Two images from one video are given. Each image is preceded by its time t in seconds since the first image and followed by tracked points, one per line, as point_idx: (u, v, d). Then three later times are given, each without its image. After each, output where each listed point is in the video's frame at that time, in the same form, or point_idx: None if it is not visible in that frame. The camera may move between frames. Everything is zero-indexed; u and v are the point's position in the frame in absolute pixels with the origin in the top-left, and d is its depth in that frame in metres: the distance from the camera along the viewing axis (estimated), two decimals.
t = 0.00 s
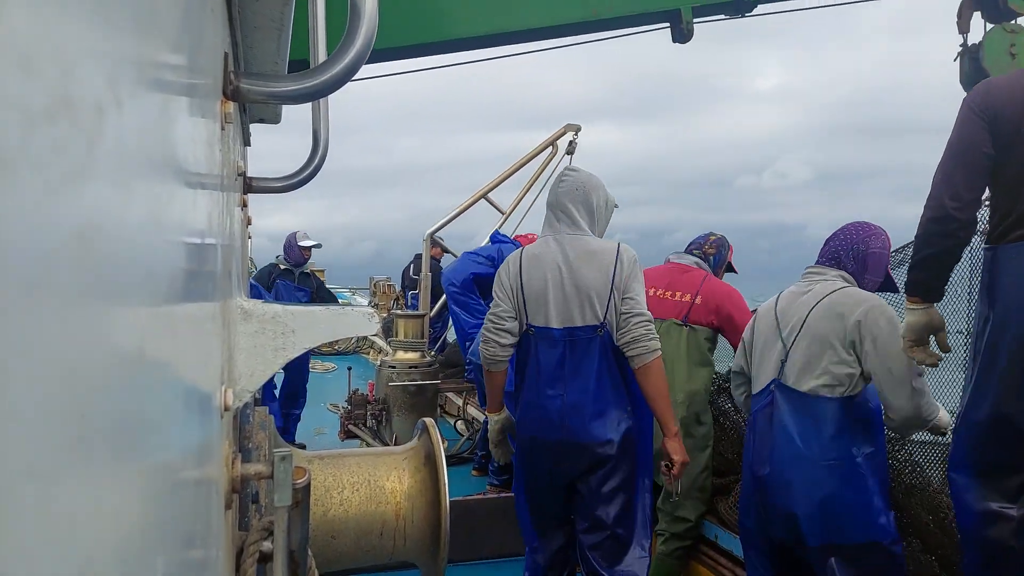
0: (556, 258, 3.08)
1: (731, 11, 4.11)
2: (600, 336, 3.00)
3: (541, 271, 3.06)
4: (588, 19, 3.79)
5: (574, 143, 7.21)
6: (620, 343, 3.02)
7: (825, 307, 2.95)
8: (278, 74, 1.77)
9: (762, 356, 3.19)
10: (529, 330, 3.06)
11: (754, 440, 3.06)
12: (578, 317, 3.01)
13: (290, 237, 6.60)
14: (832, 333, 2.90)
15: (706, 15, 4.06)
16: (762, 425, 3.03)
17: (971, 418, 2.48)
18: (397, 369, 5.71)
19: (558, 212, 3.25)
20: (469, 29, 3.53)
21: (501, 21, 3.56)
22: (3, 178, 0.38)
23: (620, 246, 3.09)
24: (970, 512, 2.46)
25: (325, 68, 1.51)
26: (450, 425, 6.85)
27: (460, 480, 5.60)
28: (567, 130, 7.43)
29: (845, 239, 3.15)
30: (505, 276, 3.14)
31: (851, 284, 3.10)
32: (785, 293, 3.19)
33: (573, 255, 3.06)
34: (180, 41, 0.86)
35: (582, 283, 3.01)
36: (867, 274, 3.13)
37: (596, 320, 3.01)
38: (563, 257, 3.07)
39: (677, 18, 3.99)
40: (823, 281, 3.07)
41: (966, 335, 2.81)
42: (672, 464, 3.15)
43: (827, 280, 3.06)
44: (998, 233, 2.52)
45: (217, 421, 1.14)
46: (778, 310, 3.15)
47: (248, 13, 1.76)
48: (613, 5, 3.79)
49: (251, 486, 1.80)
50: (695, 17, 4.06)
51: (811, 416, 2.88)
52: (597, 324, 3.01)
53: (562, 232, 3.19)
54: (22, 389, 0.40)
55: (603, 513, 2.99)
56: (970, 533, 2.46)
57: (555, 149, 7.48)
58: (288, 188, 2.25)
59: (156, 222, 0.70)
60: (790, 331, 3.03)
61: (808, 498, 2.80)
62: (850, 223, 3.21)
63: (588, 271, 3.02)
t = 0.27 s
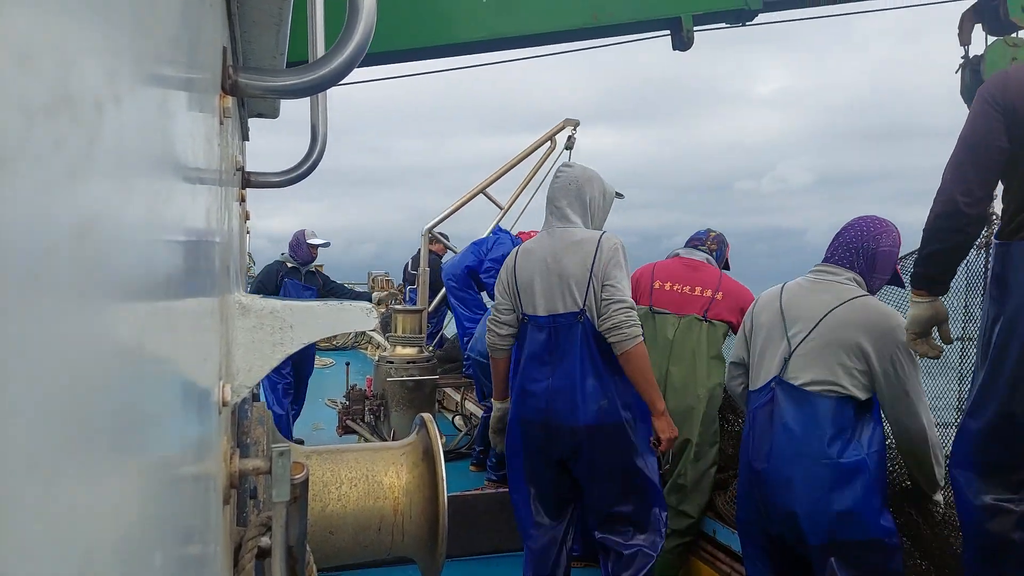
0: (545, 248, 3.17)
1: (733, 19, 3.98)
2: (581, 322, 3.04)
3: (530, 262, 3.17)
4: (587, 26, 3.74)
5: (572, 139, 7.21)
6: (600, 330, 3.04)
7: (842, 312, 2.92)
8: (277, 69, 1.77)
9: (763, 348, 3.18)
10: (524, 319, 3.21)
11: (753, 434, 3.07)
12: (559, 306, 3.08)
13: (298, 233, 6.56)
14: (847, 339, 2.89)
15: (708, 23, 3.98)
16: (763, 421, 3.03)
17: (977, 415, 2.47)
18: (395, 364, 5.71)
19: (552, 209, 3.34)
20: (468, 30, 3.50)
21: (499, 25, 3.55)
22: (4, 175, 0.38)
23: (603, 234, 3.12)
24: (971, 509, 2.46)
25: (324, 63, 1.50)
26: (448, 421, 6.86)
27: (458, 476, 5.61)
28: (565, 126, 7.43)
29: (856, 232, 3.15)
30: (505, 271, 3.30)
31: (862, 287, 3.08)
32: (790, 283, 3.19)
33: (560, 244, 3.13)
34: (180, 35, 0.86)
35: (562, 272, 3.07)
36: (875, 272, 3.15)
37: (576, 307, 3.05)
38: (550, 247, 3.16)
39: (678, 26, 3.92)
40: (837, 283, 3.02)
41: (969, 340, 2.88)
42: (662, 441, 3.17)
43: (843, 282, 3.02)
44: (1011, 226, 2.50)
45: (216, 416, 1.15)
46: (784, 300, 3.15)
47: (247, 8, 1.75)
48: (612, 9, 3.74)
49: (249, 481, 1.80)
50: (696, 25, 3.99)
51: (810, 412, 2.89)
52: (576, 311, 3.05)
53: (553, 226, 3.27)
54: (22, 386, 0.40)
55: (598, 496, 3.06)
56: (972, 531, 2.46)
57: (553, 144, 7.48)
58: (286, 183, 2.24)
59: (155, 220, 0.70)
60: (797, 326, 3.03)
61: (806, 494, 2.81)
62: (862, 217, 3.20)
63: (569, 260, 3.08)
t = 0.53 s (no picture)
0: (572, 249, 3.25)
1: (732, 32, 3.95)
2: (600, 324, 3.08)
3: (558, 262, 3.25)
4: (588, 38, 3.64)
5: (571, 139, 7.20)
6: (619, 331, 3.07)
7: (813, 305, 2.91)
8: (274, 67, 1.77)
9: (751, 348, 3.16)
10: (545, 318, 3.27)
11: (749, 432, 3.08)
12: (582, 307, 3.12)
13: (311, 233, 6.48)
14: (822, 332, 2.86)
15: (706, 36, 3.92)
16: (758, 419, 3.03)
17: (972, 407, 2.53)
18: (393, 363, 5.72)
19: (580, 211, 3.42)
20: (465, 37, 3.43)
21: (497, 32, 3.47)
22: (4, 173, 0.39)
23: (629, 237, 3.17)
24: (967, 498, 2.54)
25: (321, 62, 1.50)
26: (446, 420, 6.86)
27: (457, 474, 5.61)
28: (563, 124, 7.44)
29: (824, 219, 3.15)
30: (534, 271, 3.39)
31: (838, 277, 3.10)
32: (768, 283, 3.18)
33: (586, 245, 3.21)
34: (177, 33, 0.86)
35: (587, 274, 3.13)
36: (848, 259, 3.15)
37: (595, 309, 3.10)
38: (577, 248, 3.23)
39: (678, 38, 3.85)
40: (810, 277, 3.02)
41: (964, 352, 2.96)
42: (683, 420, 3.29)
43: (816, 275, 3.02)
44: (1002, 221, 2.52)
45: (215, 414, 1.15)
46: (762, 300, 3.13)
47: (245, 7, 1.75)
48: (611, 20, 3.66)
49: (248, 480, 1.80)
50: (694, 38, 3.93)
51: (805, 413, 2.88)
52: (597, 312, 3.09)
53: (581, 229, 3.35)
54: (23, 382, 0.40)
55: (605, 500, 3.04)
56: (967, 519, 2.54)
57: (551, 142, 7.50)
58: (284, 182, 2.24)
59: (151, 220, 0.70)
60: (779, 324, 3.01)
61: (803, 491, 2.82)
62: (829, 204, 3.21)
63: (594, 262, 3.13)
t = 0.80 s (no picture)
0: (622, 253, 3.33)
1: (732, 48, 3.87)
2: (653, 330, 3.16)
3: (608, 266, 3.33)
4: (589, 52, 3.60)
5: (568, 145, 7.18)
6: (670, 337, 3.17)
7: (805, 307, 2.91)
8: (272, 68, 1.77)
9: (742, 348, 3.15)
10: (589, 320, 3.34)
11: (747, 432, 3.07)
12: (635, 312, 3.21)
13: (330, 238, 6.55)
14: (815, 335, 2.86)
15: (707, 50, 3.87)
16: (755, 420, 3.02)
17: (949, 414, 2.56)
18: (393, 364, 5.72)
19: (633, 213, 3.50)
20: (458, 50, 3.42)
21: (489, 44, 3.45)
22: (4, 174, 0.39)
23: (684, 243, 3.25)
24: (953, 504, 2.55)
25: (320, 61, 1.50)
26: (445, 420, 6.87)
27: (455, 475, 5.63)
28: (562, 124, 7.45)
29: (808, 217, 3.15)
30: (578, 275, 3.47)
31: (827, 277, 3.09)
32: (755, 285, 3.18)
33: (637, 249, 3.29)
34: (176, 37, 0.86)
35: (643, 278, 3.21)
36: (832, 254, 3.16)
37: (648, 315, 3.18)
38: (627, 252, 3.31)
39: (678, 53, 3.80)
40: (797, 278, 3.01)
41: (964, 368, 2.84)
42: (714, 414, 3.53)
43: (804, 276, 3.01)
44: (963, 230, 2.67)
45: (214, 416, 1.16)
46: (751, 303, 3.12)
47: (243, 8, 1.76)
48: (613, 34, 3.60)
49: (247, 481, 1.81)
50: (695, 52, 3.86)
51: (801, 416, 2.88)
52: (650, 319, 3.17)
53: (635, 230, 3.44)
54: (22, 382, 0.41)
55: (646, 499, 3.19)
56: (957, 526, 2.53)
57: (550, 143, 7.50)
58: (282, 183, 2.24)
59: (152, 221, 0.70)
60: (769, 328, 3.00)
61: (801, 490, 2.82)
62: (812, 198, 3.21)
63: (650, 267, 3.22)
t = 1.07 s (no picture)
0: (660, 253, 3.48)
1: (732, 66, 3.86)
2: (683, 329, 3.35)
3: (646, 265, 3.48)
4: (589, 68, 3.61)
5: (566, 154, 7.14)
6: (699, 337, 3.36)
7: (826, 311, 2.92)
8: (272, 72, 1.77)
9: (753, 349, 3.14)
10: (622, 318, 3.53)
11: (754, 432, 3.06)
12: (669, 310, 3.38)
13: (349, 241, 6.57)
14: (836, 337, 2.87)
15: (706, 68, 3.86)
16: (764, 420, 3.01)
17: (917, 440, 2.51)
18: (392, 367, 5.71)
19: (673, 214, 3.67)
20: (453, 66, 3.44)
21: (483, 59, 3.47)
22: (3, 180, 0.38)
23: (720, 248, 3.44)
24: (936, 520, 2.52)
25: (319, 65, 1.50)
26: (444, 424, 6.87)
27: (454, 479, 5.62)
28: (561, 127, 7.45)
29: (829, 222, 3.16)
30: (615, 271, 3.62)
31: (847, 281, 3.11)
32: (774, 286, 3.17)
33: (675, 250, 3.45)
34: (175, 42, 0.87)
35: (680, 278, 3.39)
36: (852, 258, 3.18)
37: (681, 315, 3.36)
38: (666, 253, 3.46)
39: (678, 71, 3.80)
40: (819, 282, 3.02)
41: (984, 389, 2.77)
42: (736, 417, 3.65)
43: (825, 281, 3.02)
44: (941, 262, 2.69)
45: (213, 420, 1.16)
46: (769, 304, 3.12)
47: (243, 12, 1.76)
48: (613, 49, 3.61)
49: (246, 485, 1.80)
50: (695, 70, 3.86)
51: (808, 415, 2.88)
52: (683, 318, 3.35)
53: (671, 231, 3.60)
54: (19, 387, 0.40)
55: (668, 496, 3.30)
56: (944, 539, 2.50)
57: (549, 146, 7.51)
58: (282, 187, 2.24)
59: (152, 227, 0.70)
60: (787, 327, 3.00)
61: (806, 492, 2.81)
62: (831, 204, 3.22)
63: (688, 268, 3.39)
